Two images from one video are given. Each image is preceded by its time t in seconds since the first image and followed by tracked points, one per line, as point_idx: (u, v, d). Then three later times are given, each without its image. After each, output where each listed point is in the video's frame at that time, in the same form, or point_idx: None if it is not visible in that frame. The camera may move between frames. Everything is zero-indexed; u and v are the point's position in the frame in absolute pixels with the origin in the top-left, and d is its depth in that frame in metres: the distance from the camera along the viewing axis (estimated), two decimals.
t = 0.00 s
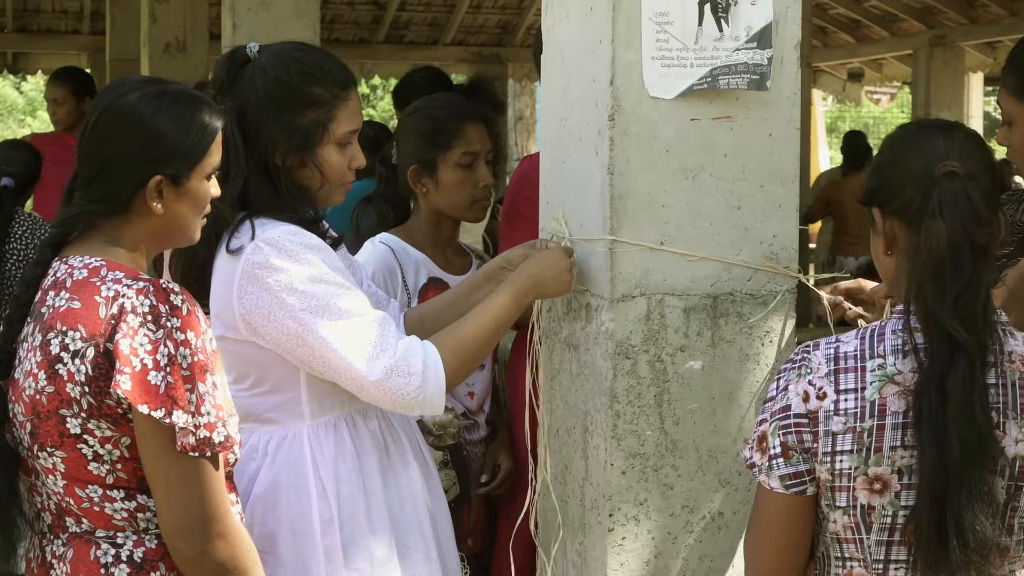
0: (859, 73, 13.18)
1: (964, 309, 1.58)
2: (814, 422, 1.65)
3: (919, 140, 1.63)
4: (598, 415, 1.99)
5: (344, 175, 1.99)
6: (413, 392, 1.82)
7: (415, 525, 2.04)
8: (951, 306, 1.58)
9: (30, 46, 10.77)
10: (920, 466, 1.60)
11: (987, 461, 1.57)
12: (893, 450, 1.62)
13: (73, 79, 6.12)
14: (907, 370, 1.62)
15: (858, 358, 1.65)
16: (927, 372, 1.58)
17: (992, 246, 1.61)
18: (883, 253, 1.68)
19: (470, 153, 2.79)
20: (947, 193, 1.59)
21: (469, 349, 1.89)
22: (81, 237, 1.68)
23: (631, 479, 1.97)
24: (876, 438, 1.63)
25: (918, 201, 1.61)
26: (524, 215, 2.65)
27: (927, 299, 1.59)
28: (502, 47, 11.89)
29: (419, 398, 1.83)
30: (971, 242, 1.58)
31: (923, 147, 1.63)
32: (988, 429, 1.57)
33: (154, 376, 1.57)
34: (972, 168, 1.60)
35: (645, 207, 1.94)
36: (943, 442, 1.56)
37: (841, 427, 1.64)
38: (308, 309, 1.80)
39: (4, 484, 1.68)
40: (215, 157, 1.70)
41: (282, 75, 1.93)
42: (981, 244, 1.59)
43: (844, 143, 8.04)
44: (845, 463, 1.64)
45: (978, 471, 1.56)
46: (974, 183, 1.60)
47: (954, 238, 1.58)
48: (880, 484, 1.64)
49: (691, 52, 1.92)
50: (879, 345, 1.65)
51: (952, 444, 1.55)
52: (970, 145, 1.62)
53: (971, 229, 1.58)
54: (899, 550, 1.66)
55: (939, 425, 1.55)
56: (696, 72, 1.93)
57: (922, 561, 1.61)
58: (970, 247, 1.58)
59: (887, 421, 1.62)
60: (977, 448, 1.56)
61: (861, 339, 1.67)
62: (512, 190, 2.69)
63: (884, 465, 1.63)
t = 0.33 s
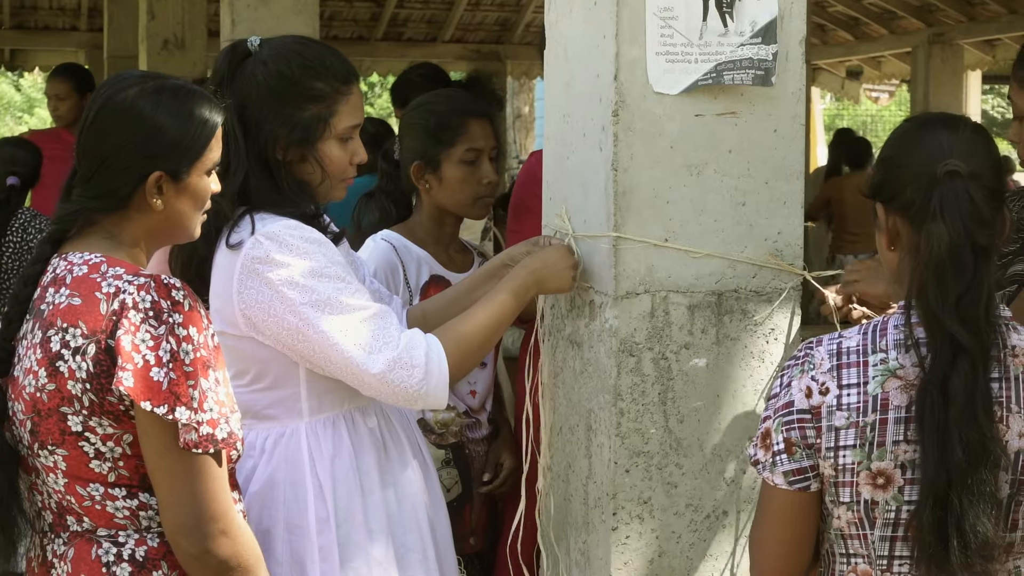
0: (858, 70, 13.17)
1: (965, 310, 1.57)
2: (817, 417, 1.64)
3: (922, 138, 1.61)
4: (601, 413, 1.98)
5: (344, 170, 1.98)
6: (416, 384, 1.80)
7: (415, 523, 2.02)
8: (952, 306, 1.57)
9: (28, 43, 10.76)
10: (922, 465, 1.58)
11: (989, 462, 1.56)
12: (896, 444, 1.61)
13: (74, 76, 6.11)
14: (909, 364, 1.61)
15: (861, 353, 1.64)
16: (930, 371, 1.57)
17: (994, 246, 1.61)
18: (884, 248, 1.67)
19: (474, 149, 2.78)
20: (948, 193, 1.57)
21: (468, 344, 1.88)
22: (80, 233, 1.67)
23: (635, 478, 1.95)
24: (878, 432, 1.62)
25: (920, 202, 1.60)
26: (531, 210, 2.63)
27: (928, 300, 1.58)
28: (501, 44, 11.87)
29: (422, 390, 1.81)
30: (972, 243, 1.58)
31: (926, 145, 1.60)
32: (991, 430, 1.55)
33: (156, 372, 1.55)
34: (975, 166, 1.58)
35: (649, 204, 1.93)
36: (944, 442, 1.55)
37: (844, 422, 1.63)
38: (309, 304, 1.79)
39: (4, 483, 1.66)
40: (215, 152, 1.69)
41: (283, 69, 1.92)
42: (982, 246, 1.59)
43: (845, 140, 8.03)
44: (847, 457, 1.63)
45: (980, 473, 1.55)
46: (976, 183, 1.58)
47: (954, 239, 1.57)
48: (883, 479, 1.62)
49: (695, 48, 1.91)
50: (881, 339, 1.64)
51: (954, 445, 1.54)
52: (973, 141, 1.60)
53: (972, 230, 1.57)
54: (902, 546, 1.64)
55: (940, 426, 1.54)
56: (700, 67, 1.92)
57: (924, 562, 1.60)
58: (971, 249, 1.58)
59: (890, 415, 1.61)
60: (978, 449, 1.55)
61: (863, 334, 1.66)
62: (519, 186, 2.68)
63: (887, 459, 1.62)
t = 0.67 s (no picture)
0: (858, 70, 13.16)
1: (970, 313, 1.54)
2: (827, 417, 1.62)
3: (932, 138, 1.59)
4: (610, 415, 1.96)
5: (349, 172, 1.96)
6: (419, 384, 1.78)
7: (419, 526, 2.01)
8: (957, 310, 1.54)
9: (25, 42, 10.74)
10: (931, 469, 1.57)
11: (998, 466, 1.54)
12: (906, 444, 1.59)
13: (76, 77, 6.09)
14: (919, 363, 1.60)
15: (870, 352, 1.62)
16: (938, 375, 1.55)
17: (1005, 249, 1.56)
18: (895, 248, 1.66)
19: (480, 149, 2.76)
20: (955, 195, 1.55)
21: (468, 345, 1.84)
22: (84, 235, 1.65)
23: (645, 480, 1.94)
24: (888, 432, 1.60)
25: (929, 203, 1.58)
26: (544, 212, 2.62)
27: (935, 303, 1.56)
28: (501, 43, 11.86)
29: (426, 390, 1.78)
30: (979, 246, 1.54)
31: (937, 145, 1.58)
32: (999, 434, 1.53)
33: (160, 375, 1.54)
34: (984, 168, 1.56)
35: (659, 204, 1.91)
36: (952, 446, 1.53)
37: (854, 422, 1.61)
38: (311, 305, 1.77)
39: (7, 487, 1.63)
40: (219, 153, 1.67)
41: (287, 70, 1.90)
42: (990, 249, 1.55)
43: (847, 139, 8.01)
44: (858, 457, 1.61)
45: (989, 477, 1.53)
46: (985, 185, 1.55)
47: (960, 242, 1.54)
48: (894, 479, 1.61)
49: (705, 46, 1.89)
50: (891, 339, 1.62)
51: (961, 450, 1.52)
52: (985, 143, 1.57)
53: (977, 232, 1.54)
54: (913, 548, 1.62)
55: (947, 429, 1.53)
56: (710, 66, 1.89)
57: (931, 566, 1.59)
58: (977, 251, 1.54)
59: (900, 415, 1.59)
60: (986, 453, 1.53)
61: (873, 333, 1.64)
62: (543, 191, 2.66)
63: (897, 459, 1.60)
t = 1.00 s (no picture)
0: (858, 70, 13.14)
1: (982, 321, 1.51)
2: (841, 422, 1.60)
3: (948, 141, 1.56)
4: (623, 421, 1.94)
5: (354, 174, 1.92)
6: (424, 389, 1.73)
7: (430, 532, 1.98)
8: (969, 318, 1.51)
9: (24, 41, 10.71)
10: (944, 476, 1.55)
11: (1015, 473, 1.51)
12: (921, 448, 1.57)
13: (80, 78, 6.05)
14: (933, 367, 1.57)
15: (884, 356, 1.60)
16: (953, 381, 1.52)
17: (1020, 256, 1.53)
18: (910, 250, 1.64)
19: (488, 151, 2.74)
20: (968, 201, 1.52)
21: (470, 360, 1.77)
22: (90, 239, 1.63)
23: (657, 487, 1.91)
24: (903, 436, 1.57)
25: (944, 205, 1.55)
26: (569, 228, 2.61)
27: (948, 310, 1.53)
28: (501, 43, 11.84)
29: (431, 395, 1.74)
30: (991, 252, 1.51)
31: (953, 149, 1.55)
32: (1015, 441, 1.51)
33: (168, 380, 1.51)
34: (1000, 171, 1.52)
35: (671, 207, 1.89)
36: (966, 454, 1.51)
37: (869, 426, 1.59)
38: (315, 309, 1.73)
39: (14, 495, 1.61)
40: (226, 155, 1.64)
41: (290, 71, 1.87)
42: (1002, 256, 1.51)
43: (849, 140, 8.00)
44: (873, 462, 1.59)
45: (1006, 487, 1.50)
46: (999, 190, 1.52)
47: (971, 247, 1.51)
48: (909, 484, 1.58)
49: (719, 47, 1.87)
50: (906, 342, 1.60)
51: (975, 458, 1.50)
52: (1005, 146, 1.54)
53: (989, 239, 1.51)
54: (929, 554, 1.59)
55: (961, 439, 1.50)
56: (724, 67, 1.87)
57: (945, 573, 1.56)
58: (989, 258, 1.51)
59: (915, 418, 1.57)
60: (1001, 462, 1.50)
61: (887, 338, 1.63)
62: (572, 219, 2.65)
63: (912, 464, 1.57)
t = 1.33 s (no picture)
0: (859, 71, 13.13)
1: (997, 329, 1.49)
2: (859, 430, 1.57)
3: (964, 145, 1.53)
4: (637, 427, 1.91)
5: (357, 175, 1.85)
6: (396, 393, 1.63)
7: (444, 540, 1.95)
8: (983, 326, 1.49)
9: (24, 40, 10.68)
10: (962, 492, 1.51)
11: None
12: (941, 456, 1.54)
13: (82, 78, 6.02)
14: (953, 373, 1.55)
15: (901, 363, 1.58)
16: (969, 391, 1.50)
17: None
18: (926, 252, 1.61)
19: (500, 153, 2.74)
20: (980, 205, 1.49)
21: (440, 373, 1.62)
22: (98, 244, 1.60)
23: (673, 493, 1.89)
24: (923, 444, 1.54)
25: (960, 208, 1.52)
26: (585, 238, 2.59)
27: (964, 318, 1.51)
28: (501, 43, 11.82)
29: (405, 398, 1.62)
30: (1002, 258, 1.48)
31: (971, 153, 1.52)
32: None
33: (178, 387, 1.48)
34: (1015, 175, 1.48)
35: (687, 210, 1.86)
36: (984, 466, 1.47)
37: (887, 435, 1.56)
38: (299, 310, 1.67)
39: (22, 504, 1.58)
40: (238, 158, 1.61)
41: (290, 69, 1.84)
42: (1014, 262, 1.48)
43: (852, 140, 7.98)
44: (892, 471, 1.55)
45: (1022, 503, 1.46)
46: (1012, 196, 1.47)
47: (982, 253, 1.49)
48: (929, 493, 1.55)
49: (735, 49, 1.84)
50: (923, 348, 1.58)
51: (992, 469, 1.46)
52: None
53: (1000, 244, 1.48)
54: (951, 564, 1.55)
55: (979, 450, 1.47)
56: (741, 69, 1.85)
57: None
58: (1001, 264, 1.48)
59: (933, 426, 1.54)
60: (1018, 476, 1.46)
61: (904, 344, 1.60)
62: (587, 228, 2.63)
63: (932, 472, 1.54)
